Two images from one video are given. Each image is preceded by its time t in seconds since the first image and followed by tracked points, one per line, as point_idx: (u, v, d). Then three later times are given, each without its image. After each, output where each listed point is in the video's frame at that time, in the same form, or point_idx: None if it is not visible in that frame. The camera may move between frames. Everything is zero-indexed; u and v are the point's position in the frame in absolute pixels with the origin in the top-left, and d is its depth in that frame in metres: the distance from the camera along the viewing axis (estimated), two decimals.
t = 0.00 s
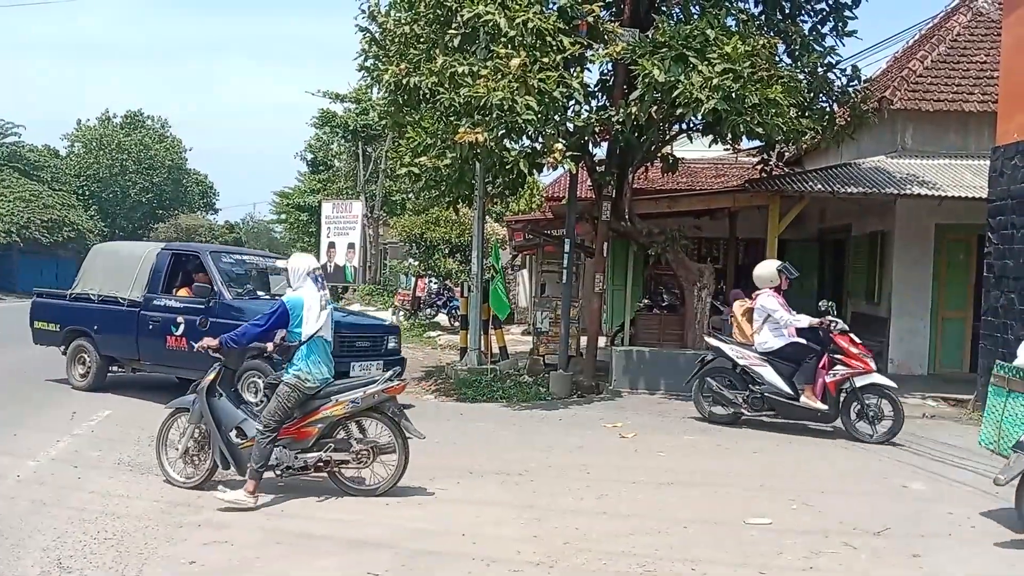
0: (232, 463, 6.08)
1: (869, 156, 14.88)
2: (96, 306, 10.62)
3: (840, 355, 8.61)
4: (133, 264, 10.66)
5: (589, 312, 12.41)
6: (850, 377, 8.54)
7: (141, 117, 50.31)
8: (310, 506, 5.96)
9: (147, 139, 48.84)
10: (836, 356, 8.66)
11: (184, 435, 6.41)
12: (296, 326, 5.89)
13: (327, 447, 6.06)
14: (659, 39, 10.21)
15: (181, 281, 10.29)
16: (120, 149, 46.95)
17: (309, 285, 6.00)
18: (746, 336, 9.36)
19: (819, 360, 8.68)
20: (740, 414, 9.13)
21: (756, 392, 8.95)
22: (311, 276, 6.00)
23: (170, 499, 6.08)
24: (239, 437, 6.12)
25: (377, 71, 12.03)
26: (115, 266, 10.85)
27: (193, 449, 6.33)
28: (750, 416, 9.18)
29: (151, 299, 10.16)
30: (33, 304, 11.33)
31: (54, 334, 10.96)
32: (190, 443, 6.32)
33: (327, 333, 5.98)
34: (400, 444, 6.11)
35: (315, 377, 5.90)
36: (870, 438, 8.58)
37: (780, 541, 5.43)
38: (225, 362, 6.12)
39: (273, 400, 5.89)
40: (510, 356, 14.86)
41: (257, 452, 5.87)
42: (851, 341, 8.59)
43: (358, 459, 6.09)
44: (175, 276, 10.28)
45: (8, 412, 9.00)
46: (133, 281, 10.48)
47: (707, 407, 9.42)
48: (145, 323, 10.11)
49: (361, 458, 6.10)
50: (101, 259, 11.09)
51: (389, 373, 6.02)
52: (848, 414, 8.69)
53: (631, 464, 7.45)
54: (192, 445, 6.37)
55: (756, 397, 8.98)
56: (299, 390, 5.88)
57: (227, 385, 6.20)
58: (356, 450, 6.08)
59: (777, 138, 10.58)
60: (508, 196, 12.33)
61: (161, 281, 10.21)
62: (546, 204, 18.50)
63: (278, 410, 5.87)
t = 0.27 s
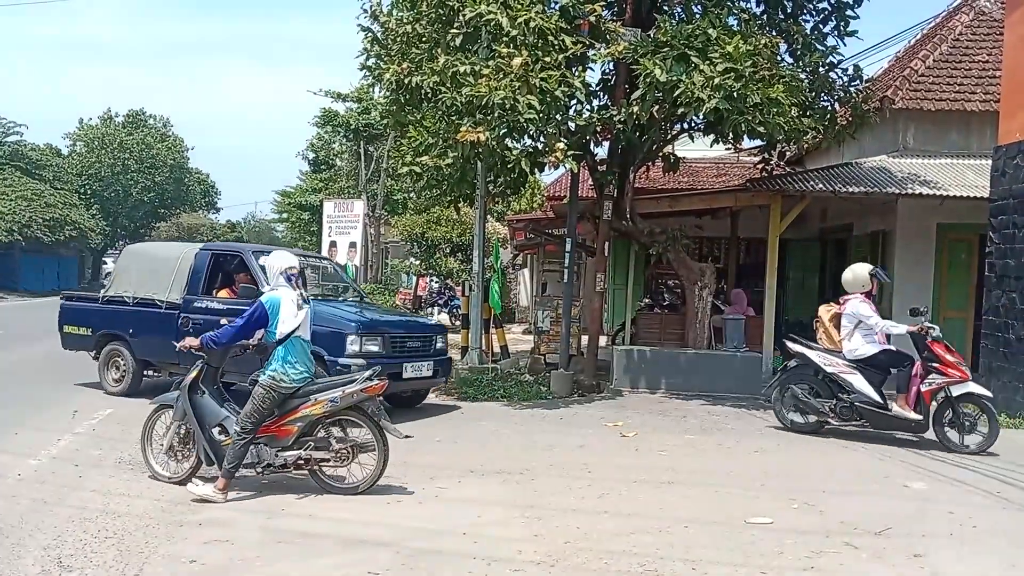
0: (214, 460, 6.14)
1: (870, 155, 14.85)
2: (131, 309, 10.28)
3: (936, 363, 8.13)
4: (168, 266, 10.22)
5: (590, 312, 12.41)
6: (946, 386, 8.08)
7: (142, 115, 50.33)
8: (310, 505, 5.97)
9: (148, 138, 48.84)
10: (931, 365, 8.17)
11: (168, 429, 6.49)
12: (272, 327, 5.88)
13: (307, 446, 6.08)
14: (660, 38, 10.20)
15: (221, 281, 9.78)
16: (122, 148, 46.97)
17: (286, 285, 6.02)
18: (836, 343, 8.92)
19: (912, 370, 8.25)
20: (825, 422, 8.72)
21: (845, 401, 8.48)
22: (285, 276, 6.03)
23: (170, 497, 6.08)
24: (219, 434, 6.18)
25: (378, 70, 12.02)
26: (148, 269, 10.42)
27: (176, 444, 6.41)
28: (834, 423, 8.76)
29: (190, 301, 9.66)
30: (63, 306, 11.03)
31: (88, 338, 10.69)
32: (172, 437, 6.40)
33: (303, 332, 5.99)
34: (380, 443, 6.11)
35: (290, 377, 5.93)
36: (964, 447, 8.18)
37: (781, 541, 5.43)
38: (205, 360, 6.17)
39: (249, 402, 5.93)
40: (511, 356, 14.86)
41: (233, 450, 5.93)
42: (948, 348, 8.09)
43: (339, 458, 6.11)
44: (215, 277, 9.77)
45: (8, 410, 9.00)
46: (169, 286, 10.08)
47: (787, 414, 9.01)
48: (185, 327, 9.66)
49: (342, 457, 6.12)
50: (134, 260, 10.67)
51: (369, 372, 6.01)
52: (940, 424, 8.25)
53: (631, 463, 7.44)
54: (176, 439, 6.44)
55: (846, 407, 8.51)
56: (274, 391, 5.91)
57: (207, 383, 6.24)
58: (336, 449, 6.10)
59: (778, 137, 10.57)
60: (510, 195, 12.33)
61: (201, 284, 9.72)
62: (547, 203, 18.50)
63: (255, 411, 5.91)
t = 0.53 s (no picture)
0: (204, 457, 6.16)
1: (869, 153, 14.85)
2: (163, 311, 9.95)
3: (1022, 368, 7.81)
4: (200, 266, 9.89)
5: (589, 311, 12.41)
6: None
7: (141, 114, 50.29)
8: (308, 505, 5.97)
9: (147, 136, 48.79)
10: (1017, 370, 7.84)
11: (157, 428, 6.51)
12: (260, 327, 5.87)
13: (295, 445, 6.10)
14: (659, 37, 10.19)
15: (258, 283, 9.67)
16: (121, 147, 46.93)
17: (272, 285, 5.99)
18: (916, 348, 8.44)
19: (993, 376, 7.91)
20: (904, 429, 8.30)
21: (928, 408, 8.07)
22: (271, 274, 5.99)
23: (168, 497, 6.07)
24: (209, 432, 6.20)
25: (378, 68, 12.01)
26: (179, 268, 10.09)
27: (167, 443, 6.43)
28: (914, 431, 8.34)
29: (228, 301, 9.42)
30: (91, 308, 10.69)
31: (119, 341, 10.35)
32: (162, 436, 6.41)
33: (291, 331, 5.97)
34: (368, 443, 6.11)
35: (278, 377, 5.92)
36: None
37: (780, 540, 5.42)
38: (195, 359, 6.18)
39: (238, 403, 5.92)
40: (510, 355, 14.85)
41: (224, 450, 5.95)
42: None
43: (327, 457, 6.12)
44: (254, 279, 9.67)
45: (6, 410, 8.98)
46: (203, 286, 9.72)
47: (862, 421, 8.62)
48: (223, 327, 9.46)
49: (330, 456, 6.13)
50: (165, 259, 10.35)
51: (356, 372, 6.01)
52: None
53: (630, 462, 7.44)
54: (166, 438, 6.46)
55: (928, 415, 8.10)
56: (263, 391, 5.91)
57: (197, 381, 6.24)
58: (324, 449, 6.12)
59: (778, 136, 10.56)
60: (509, 194, 12.32)
61: (239, 284, 9.53)
62: (545, 202, 18.50)
63: (244, 412, 5.90)
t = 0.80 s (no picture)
0: (202, 460, 6.15)
1: (868, 155, 14.85)
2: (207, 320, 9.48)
3: None
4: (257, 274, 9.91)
5: (588, 313, 12.41)
6: None
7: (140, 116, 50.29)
8: (307, 507, 5.96)
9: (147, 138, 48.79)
10: None
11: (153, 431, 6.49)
12: (256, 329, 5.87)
13: (292, 447, 6.10)
14: (658, 39, 10.20)
15: (307, 287, 9.37)
16: (120, 149, 46.93)
17: (267, 287, 5.98)
18: (1007, 359, 8.33)
19: None
20: (996, 442, 8.06)
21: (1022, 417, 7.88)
22: (264, 276, 5.97)
23: (167, 499, 6.07)
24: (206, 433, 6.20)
25: (377, 70, 12.01)
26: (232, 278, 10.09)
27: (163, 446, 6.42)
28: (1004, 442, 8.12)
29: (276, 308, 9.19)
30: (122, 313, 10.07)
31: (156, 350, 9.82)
32: (158, 439, 6.40)
33: (286, 332, 5.97)
34: (364, 446, 6.10)
35: (275, 378, 5.91)
36: None
37: (779, 542, 5.42)
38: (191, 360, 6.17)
39: (235, 404, 5.91)
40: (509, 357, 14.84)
41: (222, 453, 5.94)
42: None
43: (323, 460, 6.12)
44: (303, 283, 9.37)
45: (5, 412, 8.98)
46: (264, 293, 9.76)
47: (949, 434, 8.34)
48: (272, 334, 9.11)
49: (326, 459, 6.12)
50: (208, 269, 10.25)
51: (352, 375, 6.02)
52: None
53: (630, 465, 7.43)
54: (163, 442, 6.44)
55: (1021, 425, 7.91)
56: (259, 393, 5.89)
57: (193, 383, 6.24)
58: (320, 451, 6.11)
59: (777, 138, 10.57)
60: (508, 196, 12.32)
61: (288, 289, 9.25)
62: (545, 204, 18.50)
63: (241, 413, 5.89)
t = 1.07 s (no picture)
0: (200, 460, 6.15)
1: (866, 155, 14.86)
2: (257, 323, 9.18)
3: None
4: (295, 272, 9.33)
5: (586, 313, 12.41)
6: None
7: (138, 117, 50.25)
8: (306, 508, 5.95)
9: (145, 139, 48.74)
10: None
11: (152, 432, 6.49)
12: (255, 330, 5.87)
13: (291, 447, 6.10)
14: (656, 39, 10.20)
15: (358, 290, 9.07)
16: (118, 149, 46.88)
17: (266, 287, 5.97)
18: None
19: None
20: None
21: None
22: (260, 277, 5.94)
23: (165, 500, 6.07)
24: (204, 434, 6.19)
25: (374, 71, 12.01)
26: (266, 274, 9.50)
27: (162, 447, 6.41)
28: None
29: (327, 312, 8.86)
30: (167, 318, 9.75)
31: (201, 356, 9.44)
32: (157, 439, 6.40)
33: (286, 332, 5.97)
34: (363, 447, 6.10)
35: (275, 379, 5.92)
36: None
37: (778, 542, 5.43)
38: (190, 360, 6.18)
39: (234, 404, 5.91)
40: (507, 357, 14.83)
41: (221, 452, 5.92)
42: None
43: (321, 460, 6.12)
44: (355, 285, 9.08)
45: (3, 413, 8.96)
46: (301, 294, 9.16)
47: None
48: (324, 338, 8.80)
49: (325, 459, 6.13)
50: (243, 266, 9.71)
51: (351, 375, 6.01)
52: None
53: (629, 465, 7.43)
54: (162, 442, 6.44)
55: None
56: (260, 393, 5.91)
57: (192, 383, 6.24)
58: (319, 451, 6.11)
59: (774, 138, 10.57)
60: (506, 196, 12.32)
61: (339, 290, 8.93)
62: (543, 205, 18.51)
63: (241, 413, 5.90)
